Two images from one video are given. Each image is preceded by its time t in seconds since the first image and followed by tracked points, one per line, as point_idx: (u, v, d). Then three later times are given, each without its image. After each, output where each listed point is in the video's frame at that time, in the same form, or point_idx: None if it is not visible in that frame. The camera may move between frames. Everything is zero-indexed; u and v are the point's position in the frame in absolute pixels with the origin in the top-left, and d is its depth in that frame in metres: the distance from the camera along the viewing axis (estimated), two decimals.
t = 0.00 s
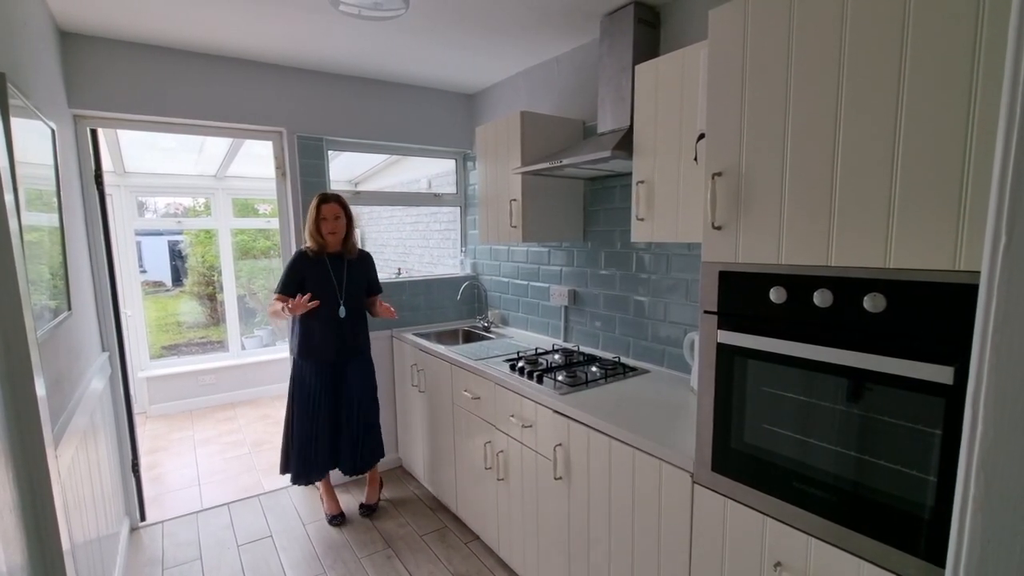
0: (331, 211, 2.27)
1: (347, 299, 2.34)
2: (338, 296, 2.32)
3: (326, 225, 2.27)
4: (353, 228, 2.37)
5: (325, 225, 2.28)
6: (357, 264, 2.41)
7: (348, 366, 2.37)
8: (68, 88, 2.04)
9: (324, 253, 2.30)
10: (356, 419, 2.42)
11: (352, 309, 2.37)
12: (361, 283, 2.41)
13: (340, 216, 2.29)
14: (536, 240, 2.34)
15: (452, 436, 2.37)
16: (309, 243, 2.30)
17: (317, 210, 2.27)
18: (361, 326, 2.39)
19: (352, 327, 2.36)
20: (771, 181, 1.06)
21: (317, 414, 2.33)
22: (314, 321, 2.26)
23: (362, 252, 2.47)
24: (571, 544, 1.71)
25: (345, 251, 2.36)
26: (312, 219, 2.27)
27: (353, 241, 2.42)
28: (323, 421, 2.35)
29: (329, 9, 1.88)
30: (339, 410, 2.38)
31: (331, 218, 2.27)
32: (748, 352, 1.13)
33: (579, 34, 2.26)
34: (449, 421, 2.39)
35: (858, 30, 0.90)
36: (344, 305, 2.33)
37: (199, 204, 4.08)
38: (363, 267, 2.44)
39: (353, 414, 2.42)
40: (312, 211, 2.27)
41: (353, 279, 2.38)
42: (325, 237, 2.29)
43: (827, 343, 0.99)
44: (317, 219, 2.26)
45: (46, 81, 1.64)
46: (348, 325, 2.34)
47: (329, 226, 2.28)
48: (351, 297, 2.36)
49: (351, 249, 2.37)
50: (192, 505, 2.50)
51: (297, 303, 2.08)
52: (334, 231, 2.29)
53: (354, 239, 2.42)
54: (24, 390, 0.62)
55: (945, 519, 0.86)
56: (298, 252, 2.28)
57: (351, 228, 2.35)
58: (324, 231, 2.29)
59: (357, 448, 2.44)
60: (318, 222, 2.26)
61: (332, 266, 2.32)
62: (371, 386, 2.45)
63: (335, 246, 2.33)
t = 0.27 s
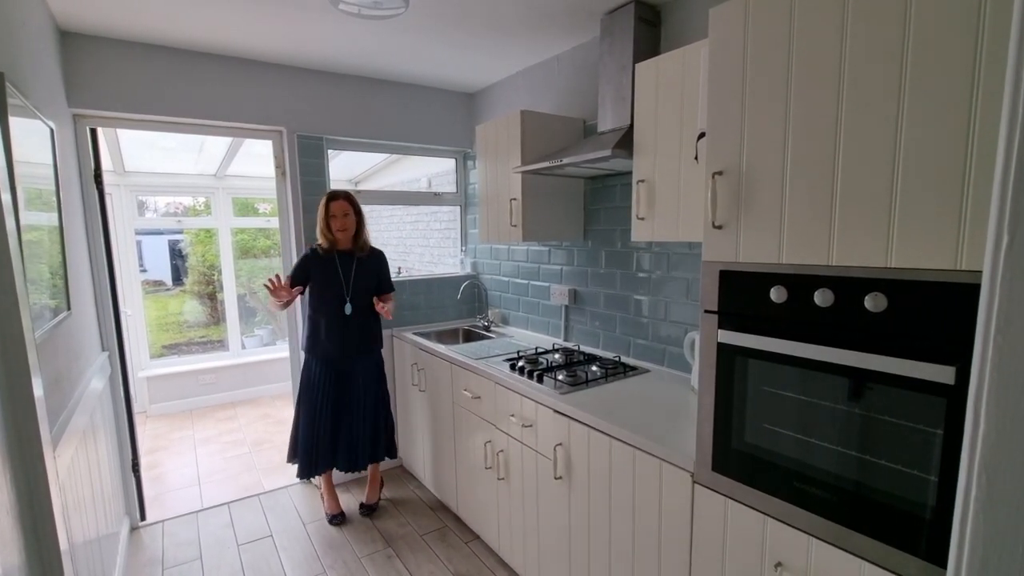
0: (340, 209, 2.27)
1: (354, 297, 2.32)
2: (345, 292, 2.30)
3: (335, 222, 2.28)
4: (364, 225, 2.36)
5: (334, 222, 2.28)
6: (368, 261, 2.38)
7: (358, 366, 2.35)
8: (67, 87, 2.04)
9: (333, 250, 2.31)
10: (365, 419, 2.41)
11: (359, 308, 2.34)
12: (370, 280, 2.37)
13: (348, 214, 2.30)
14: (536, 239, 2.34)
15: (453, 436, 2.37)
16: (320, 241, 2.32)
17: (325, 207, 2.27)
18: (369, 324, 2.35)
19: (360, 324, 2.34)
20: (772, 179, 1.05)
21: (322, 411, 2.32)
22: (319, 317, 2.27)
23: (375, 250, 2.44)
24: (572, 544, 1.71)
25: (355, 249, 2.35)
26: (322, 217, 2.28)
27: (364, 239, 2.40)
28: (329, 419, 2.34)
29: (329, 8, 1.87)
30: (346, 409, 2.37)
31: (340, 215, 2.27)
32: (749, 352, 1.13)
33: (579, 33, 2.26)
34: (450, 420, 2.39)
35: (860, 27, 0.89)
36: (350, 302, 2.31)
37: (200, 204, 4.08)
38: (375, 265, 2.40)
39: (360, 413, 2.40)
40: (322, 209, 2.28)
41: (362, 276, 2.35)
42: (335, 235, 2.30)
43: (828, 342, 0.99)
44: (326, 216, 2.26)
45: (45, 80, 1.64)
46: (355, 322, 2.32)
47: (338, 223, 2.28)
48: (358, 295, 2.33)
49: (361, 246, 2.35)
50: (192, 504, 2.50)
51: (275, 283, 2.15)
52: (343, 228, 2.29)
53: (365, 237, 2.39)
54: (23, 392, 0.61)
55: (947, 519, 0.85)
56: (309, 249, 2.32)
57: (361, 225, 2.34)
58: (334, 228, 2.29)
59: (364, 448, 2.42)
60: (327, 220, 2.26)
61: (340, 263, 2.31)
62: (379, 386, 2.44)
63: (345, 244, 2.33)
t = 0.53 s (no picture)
0: (344, 207, 2.26)
1: (359, 296, 2.30)
2: (350, 291, 2.29)
3: (340, 220, 2.27)
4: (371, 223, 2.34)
5: (339, 220, 2.27)
6: (375, 260, 2.36)
7: (367, 363, 2.34)
8: (63, 85, 2.02)
9: (339, 248, 2.30)
10: (372, 416, 2.39)
11: (365, 306, 2.32)
12: (377, 279, 2.35)
13: (353, 212, 2.28)
14: (536, 237, 2.32)
15: (453, 435, 2.36)
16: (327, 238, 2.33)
17: (328, 206, 2.27)
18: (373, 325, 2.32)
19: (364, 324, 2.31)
20: (774, 175, 1.03)
21: (327, 407, 2.31)
22: (325, 315, 2.26)
23: (383, 248, 2.41)
24: (572, 544, 1.70)
25: (361, 247, 2.33)
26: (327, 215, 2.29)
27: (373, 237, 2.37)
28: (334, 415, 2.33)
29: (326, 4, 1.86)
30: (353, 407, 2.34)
31: (345, 213, 2.27)
32: (751, 351, 1.11)
33: (579, 29, 2.24)
34: (450, 419, 2.38)
35: (865, 19, 0.87)
36: (355, 301, 2.29)
37: (200, 202, 4.07)
38: (383, 263, 2.37)
39: (367, 411, 2.38)
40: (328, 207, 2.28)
41: (368, 275, 2.32)
42: (341, 232, 2.29)
43: (832, 341, 0.97)
44: (329, 214, 2.27)
45: (40, 78, 1.62)
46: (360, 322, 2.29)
47: (343, 221, 2.27)
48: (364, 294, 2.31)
49: (367, 245, 2.32)
50: (191, 504, 2.49)
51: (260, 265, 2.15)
52: (348, 226, 2.28)
53: (372, 234, 2.36)
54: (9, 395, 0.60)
55: (953, 521, 0.84)
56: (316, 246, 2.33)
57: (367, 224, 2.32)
58: (339, 226, 2.29)
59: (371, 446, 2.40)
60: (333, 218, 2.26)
61: (346, 261, 2.30)
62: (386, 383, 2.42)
63: (351, 242, 2.31)
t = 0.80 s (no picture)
0: (350, 208, 2.21)
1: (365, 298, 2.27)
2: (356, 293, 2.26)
3: (347, 222, 2.23)
4: (380, 225, 2.28)
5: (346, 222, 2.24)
6: (384, 262, 2.30)
7: (375, 365, 2.31)
8: (74, 88, 2.03)
9: (349, 249, 2.28)
10: (376, 419, 2.36)
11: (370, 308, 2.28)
12: (384, 282, 2.29)
13: (359, 213, 2.23)
14: (546, 236, 2.29)
15: (462, 437, 2.34)
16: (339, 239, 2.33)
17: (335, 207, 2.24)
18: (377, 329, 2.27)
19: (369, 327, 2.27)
20: (792, 171, 0.99)
21: (331, 407, 2.30)
22: (332, 313, 2.26)
23: (397, 248, 2.34)
24: (583, 549, 1.66)
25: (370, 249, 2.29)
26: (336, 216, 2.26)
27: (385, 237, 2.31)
28: (338, 415, 2.32)
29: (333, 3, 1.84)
30: (357, 411, 2.31)
31: (351, 215, 2.22)
32: (768, 354, 1.07)
33: (589, 25, 2.20)
34: (459, 420, 2.35)
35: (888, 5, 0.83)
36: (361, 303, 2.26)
37: (212, 204, 4.11)
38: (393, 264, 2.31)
39: (371, 413, 2.34)
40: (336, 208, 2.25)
41: (375, 278, 2.27)
42: (350, 234, 2.27)
43: (854, 344, 0.93)
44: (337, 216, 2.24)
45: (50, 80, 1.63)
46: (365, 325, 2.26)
47: (350, 223, 2.23)
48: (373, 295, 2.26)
49: (375, 247, 2.27)
50: (202, 504, 2.50)
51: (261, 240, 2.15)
52: (356, 228, 2.24)
53: (384, 234, 2.30)
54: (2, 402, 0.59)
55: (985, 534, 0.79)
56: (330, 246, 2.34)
57: (375, 225, 2.27)
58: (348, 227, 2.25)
59: (376, 449, 2.36)
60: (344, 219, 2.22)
61: (356, 262, 2.28)
62: (391, 384, 2.38)
63: (360, 243, 2.28)
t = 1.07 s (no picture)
0: (363, 209, 2.19)
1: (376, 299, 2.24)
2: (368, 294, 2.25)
3: (362, 223, 2.22)
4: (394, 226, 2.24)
5: (360, 223, 2.22)
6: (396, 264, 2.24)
7: (391, 366, 2.28)
8: (107, 93, 2.08)
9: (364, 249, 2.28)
10: (391, 420, 2.32)
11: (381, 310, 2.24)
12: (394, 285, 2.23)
13: (372, 214, 2.20)
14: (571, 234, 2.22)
15: (486, 439, 2.30)
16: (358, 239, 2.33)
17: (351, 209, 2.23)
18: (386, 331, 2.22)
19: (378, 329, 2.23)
20: (838, 161, 0.90)
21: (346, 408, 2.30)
22: (345, 313, 2.28)
23: (412, 249, 2.27)
24: (609, 560, 1.60)
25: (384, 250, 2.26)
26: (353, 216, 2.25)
27: (400, 237, 2.26)
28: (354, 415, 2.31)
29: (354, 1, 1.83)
30: (372, 412, 2.30)
31: (365, 215, 2.20)
32: (810, 361, 0.98)
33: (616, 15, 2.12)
34: (483, 422, 2.32)
35: None
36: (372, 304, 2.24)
37: (245, 205, 4.21)
38: (404, 265, 2.24)
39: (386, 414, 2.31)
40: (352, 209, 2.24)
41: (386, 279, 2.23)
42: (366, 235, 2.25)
43: (910, 352, 0.84)
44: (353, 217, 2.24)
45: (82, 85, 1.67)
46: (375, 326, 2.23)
47: (364, 224, 2.21)
48: (382, 295, 2.21)
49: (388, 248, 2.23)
50: (232, 501, 2.55)
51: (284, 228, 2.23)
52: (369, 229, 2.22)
53: (397, 235, 2.24)
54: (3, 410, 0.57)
55: None
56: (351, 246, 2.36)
57: (389, 227, 2.23)
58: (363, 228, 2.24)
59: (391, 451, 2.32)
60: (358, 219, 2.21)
61: (371, 263, 2.27)
62: (405, 384, 2.35)
63: (376, 244, 2.26)
